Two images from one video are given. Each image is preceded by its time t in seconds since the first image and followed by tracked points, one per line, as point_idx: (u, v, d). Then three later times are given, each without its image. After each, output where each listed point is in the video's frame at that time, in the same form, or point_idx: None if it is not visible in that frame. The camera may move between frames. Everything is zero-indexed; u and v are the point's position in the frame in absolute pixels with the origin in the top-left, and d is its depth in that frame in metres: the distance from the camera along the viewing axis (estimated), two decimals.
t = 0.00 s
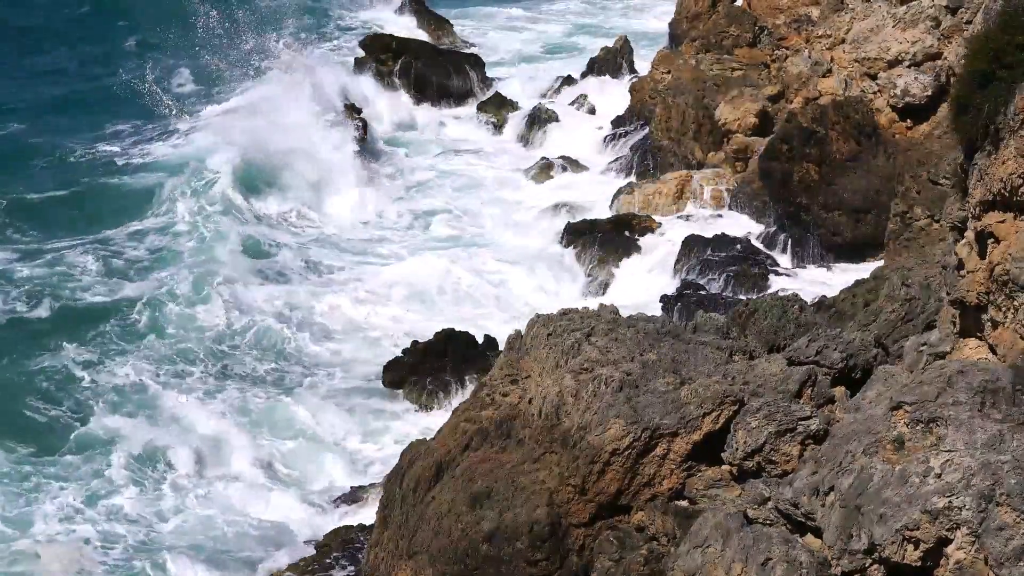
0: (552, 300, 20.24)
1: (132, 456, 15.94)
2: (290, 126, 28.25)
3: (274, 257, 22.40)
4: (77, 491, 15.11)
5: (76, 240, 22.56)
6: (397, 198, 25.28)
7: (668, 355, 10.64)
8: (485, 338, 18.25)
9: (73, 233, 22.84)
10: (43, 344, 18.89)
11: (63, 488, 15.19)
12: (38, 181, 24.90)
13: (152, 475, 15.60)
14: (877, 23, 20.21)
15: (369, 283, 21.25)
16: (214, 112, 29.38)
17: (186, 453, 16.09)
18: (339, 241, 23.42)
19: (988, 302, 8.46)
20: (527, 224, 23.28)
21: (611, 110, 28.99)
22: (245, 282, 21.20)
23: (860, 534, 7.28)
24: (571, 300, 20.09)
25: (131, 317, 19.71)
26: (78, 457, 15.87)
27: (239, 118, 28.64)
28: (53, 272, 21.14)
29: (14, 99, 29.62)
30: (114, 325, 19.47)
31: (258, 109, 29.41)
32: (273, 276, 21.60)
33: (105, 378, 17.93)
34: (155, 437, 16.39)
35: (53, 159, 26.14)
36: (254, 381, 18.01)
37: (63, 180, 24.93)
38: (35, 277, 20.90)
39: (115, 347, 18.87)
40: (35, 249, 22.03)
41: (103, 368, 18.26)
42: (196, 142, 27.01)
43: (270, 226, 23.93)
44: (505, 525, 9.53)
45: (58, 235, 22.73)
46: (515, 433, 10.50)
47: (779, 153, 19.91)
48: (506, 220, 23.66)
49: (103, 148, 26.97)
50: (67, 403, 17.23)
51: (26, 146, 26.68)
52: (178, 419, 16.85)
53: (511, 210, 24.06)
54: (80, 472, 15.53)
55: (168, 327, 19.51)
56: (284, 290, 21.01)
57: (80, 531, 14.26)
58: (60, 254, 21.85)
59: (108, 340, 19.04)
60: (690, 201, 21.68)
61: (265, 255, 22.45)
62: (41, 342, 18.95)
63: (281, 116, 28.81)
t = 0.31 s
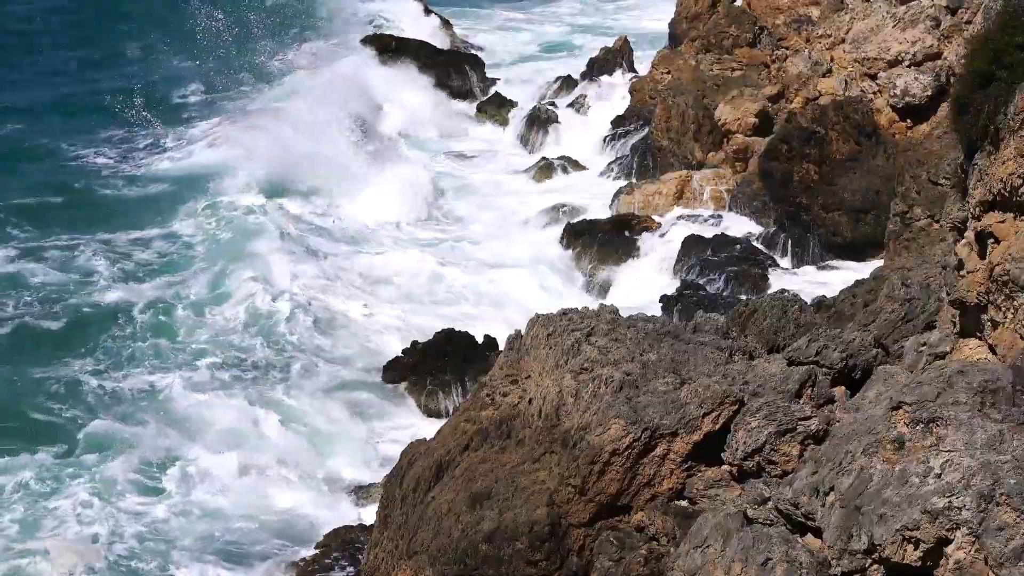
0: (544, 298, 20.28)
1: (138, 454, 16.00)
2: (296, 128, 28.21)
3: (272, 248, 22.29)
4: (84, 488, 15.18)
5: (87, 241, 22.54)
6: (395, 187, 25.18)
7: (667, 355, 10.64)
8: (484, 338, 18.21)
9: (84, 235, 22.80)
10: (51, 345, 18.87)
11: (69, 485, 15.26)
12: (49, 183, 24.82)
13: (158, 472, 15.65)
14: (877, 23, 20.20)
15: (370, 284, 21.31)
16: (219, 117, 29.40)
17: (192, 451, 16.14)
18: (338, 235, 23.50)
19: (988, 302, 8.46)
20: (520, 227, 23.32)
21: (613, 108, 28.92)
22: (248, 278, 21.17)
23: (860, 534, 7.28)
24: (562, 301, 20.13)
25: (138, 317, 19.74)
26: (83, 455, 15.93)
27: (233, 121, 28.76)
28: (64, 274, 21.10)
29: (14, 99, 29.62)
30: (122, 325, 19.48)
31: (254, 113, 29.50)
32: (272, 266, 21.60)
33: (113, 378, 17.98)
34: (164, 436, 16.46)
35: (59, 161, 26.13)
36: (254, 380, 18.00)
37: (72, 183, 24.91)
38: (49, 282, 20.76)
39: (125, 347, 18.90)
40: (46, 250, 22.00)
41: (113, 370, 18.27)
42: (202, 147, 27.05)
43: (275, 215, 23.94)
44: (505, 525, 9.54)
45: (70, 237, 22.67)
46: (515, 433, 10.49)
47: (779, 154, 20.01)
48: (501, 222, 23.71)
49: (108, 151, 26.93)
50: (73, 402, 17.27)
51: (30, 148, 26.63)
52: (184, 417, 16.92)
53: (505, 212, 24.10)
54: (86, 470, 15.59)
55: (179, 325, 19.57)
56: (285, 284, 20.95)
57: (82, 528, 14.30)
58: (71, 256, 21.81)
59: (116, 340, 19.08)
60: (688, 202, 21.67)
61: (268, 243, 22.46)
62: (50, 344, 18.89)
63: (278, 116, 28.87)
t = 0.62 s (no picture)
0: (545, 292, 20.42)
1: (140, 455, 16.02)
2: (298, 130, 28.15)
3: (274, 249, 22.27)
4: (86, 490, 15.21)
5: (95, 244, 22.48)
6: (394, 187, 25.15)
7: (667, 356, 10.66)
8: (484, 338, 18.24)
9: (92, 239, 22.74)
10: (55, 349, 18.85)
11: (70, 487, 15.29)
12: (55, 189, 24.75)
13: (160, 473, 15.66)
14: (876, 23, 20.19)
15: (370, 283, 21.32)
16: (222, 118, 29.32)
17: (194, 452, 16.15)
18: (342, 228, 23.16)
19: (988, 302, 8.46)
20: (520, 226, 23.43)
21: (613, 106, 28.82)
22: (251, 279, 21.17)
23: (859, 533, 7.28)
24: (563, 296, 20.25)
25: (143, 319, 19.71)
26: (85, 457, 15.94)
27: (234, 120, 28.68)
28: (69, 279, 21.07)
29: (16, 102, 29.71)
30: (126, 326, 19.45)
31: (254, 113, 29.52)
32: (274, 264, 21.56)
33: (116, 382, 17.98)
34: (167, 438, 16.45)
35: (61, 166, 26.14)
36: (254, 381, 17.96)
37: (77, 188, 24.83)
38: (58, 289, 20.71)
39: (129, 350, 18.86)
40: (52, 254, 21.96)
41: (116, 373, 18.26)
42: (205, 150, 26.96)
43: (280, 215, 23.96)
44: (505, 525, 9.55)
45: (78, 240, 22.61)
46: (515, 433, 10.49)
47: (779, 153, 20.03)
48: (500, 221, 23.80)
49: (113, 156, 26.91)
50: (75, 406, 17.29)
51: (32, 155, 26.66)
52: (187, 419, 16.93)
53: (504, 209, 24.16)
54: (88, 472, 15.61)
55: (184, 326, 19.54)
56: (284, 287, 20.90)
57: (82, 531, 14.32)
58: (78, 261, 21.75)
59: (119, 342, 19.07)
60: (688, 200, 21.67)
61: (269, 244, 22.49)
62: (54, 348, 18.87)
63: (278, 116, 29.06)
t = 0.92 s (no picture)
0: (554, 292, 20.37)
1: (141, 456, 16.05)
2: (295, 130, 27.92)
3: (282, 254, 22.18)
4: (86, 494, 15.21)
5: (96, 247, 22.43)
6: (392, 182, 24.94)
7: (667, 355, 10.67)
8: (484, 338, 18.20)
9: (94, 242, 22.65)
10: (56, 356, 18.82)
11: (70, 489, 15.33)
12: (57, 198, 24.70)
13: (159, 474, 15.65)
14: (876, 22, 20.20)
15: (372, 281, 21.25)
16: (225, 118, 29.14)
17: (193, 453, 16.13)
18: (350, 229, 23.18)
19: (988, 301, 8.46)
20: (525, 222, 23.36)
21: (613, 106, 28.85)
22: (259, 282, 21.06)
23: (859, 533, 7.27)
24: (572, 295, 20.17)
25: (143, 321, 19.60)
26: (85, 462, 15.92)
27: (237, 120, 28.54)
28: (69, 284, 21.00)
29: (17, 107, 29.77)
30: (125, 330, 19.39)
31: (256, 113, 29.41)
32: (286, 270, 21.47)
33: (116, 386, 17.96)
34: (168, 441, 16.42)
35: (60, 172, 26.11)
36: (252, 380, 17.92)
37: (77, 195, 24.77)
38: (59, 294, 20.68)
39: (131, 354, 18.78)
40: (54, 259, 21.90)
41: (115, 377, 18.20)
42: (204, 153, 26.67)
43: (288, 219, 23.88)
44: (505, 525, 9.56)
45: (73, 245, 22.51)
46: (515, 432, 10.47)
47: (779, 153, 20.02)
48: (505, 216, 23.71)
49: (114, 161, 26.85)
50: (76, 411, 17.29)
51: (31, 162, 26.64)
52: (191, 424, 16.80)
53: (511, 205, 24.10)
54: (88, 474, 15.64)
55: (190, 329, 19.42)
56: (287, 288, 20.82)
57: (82, 532, 14.35)
58: (77, 266, 21.68)
59: (119, 345, 19.02)
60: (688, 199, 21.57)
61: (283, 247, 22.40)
62: (54, 355, 18.85)
63: (280, 116, 29.02)
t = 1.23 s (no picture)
0: (565, 294, 20.17)
1: (139, 461, 16.05)
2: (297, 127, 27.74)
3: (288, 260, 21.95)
4: (82, 499, 15.18)
5: (94, 251, 22.42)
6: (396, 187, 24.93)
7: (667, 355, 10.67)
8: (484, 337, 18.20)
9: (93, 246, 22.64)
10: (54, 362, 18.86)
11: (66, 495, 15.31)
12: (53, 202, 24.70)
13: (158, 477, 15.71)
14: (876, 22, 20.22)
15: (373, 281, 21.13)
16: (229, 116, 28.74)
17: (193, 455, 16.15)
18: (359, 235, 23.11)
19: (988, 301, 8.46)
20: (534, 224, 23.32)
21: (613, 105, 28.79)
22: (263, 287, 20.96)
23: (859, 533, 7.27)
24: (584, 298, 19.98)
25: (143, 328, 19.61)
26: (83, 467, 15.95)
27: (241, 119, 28.13)
28: (67, 289, 20.99)
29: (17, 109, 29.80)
30: (122, 337, 19.37)
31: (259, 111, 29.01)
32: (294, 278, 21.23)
33: (113, 391, 17.93)
34: (167, 441, 16.47)
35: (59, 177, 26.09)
36: (250, 381, 17.91)
37: (76, 199, 24.77)
38: (55, 298, 20.70)
39: (130, 361, 18.74)
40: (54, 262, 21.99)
41: (111, 384, 18.16)
42: (203, 154, 26.50)
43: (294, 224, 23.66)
44: (505, 525, 9.57)
45: (66, 250, 22.44)
46: (515, 432, 10.46)
47: (779, 152, 20.04)
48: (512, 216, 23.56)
49: (116, 166, 26.83)
50: (74, 415, 17.32)
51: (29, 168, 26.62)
52: (197, 424, 16.85)
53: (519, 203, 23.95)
54: (84, 480, 15.61)
55: (193, 334, 19.40)
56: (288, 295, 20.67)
57: (80, 536, 14.37)
58: (72, 270, 21.68)
59: (117, 351, 19.00)
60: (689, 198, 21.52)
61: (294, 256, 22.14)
62: (51, 364, 18.83)
63: (284, 112, 28.57)
